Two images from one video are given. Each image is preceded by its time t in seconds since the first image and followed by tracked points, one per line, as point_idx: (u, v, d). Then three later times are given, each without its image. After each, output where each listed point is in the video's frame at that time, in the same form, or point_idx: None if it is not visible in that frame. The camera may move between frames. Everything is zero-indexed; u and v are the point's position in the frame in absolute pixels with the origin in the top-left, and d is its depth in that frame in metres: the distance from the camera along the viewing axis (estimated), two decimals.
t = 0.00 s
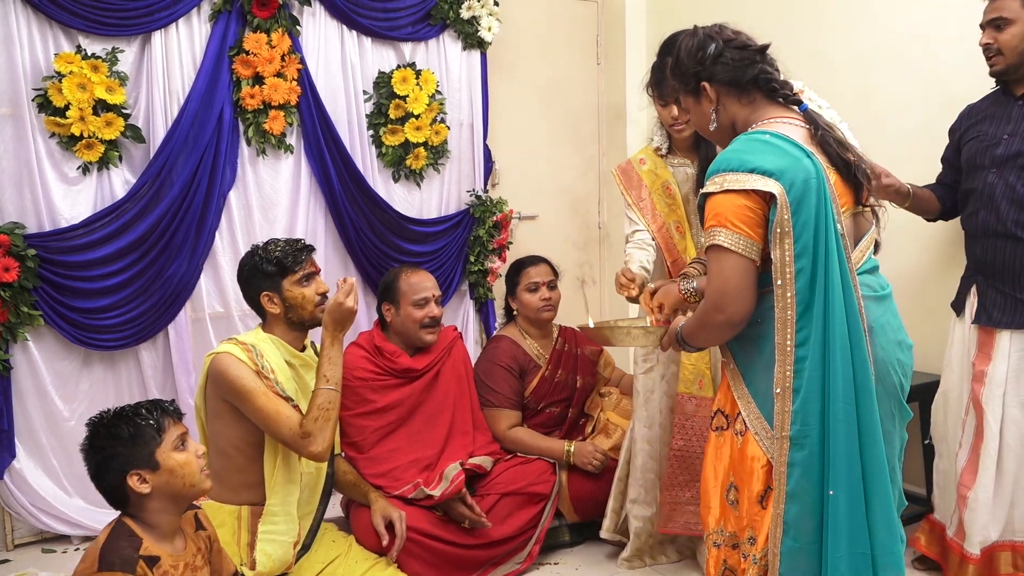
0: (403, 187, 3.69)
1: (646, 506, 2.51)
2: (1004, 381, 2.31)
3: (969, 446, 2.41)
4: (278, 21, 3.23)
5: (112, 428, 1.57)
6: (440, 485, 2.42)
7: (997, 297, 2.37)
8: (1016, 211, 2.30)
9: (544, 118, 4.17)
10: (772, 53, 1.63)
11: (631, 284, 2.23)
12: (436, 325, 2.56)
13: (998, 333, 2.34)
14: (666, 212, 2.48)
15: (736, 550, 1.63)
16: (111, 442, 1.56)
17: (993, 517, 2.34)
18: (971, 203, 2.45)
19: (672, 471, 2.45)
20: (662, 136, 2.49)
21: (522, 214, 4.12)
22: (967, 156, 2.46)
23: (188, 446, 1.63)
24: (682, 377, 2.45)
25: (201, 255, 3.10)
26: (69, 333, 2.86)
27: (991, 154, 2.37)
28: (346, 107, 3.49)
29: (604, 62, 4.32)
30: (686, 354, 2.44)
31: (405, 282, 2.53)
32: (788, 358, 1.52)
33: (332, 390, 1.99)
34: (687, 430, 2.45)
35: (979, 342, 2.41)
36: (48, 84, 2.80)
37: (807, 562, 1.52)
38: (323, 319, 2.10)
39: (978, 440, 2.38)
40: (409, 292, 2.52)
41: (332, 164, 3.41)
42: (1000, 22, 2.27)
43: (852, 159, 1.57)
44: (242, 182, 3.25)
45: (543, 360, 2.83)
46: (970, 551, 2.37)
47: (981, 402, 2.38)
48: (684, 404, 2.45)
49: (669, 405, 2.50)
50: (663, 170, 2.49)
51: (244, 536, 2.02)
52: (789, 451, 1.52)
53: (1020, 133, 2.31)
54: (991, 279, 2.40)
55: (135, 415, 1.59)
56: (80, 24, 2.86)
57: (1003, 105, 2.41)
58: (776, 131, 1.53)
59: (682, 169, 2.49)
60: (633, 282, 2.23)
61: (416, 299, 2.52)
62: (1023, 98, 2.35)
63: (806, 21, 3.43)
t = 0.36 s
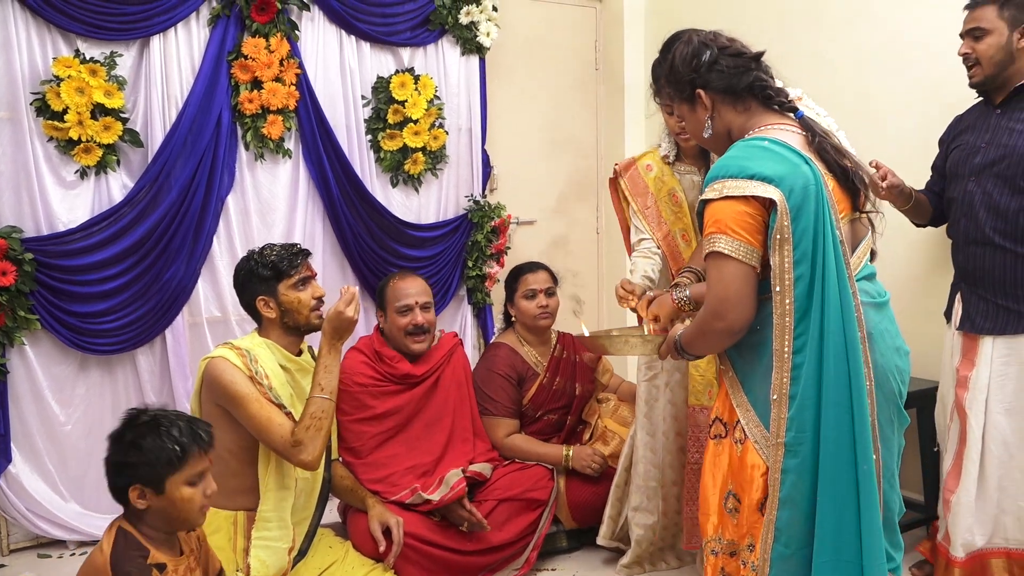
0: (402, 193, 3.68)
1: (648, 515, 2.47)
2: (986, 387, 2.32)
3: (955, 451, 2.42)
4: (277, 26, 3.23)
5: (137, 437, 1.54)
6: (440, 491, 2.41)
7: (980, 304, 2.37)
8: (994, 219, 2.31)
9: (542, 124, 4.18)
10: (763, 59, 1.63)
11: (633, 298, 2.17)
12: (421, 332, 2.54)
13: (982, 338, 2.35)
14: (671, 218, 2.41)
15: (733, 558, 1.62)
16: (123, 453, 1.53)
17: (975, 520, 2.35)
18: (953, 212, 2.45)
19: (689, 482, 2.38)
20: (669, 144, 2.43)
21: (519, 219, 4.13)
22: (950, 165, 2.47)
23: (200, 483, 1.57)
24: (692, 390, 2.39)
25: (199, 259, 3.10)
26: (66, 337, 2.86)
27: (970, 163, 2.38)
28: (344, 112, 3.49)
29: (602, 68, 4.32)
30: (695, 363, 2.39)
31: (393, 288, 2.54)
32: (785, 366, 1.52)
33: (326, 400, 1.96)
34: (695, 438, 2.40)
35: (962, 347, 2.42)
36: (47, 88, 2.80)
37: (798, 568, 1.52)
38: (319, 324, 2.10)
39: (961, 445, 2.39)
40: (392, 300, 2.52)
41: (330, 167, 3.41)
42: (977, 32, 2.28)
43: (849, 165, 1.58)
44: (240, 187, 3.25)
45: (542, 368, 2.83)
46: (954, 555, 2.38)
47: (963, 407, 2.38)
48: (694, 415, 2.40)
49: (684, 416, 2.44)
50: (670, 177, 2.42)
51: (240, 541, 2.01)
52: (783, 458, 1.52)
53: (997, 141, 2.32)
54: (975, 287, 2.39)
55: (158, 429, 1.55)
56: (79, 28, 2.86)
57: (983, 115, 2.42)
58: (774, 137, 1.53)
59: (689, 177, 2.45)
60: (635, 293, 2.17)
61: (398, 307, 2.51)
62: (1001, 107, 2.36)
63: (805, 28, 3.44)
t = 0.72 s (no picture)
0: (400, 196, 3.68)
1: (646, 516, 2.45)
2: (977, 391, 2.32)
3: (944, 455, 2.41)
4: (276, 29, 3.23)
5: (219, 458, 1.53)
6: (436, 487, 2.41)
7: (970, 309, 2.37)
8: (980, 228, 2.32)
9: (541, 127, 4.18)
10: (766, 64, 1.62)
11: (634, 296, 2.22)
12: (413, 338, 2.54)
13: (972, 343, 2.35)
14: (672, 221, 2.39)
15: (728, 562, 1.61)
16: (192, 479, 1.50)
17: (965, 522, 2.34)
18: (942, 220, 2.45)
19: (670, 489, 2.37)
20: (676, 149, 2.37)
21: (518, 222, 4.13)
22: (937, 175, 2.47)
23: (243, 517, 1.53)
24: (675, 396, 2.36)
25: (197, 262, 3.09)
26: (63, 340, 2.85)
27: (957, 172, 2.38)
28: (343, 115, 3.50)
29: (601, 72, 4.32)
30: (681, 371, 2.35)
31: (388, 291, 2.54)
32: (777, 369, 1.52)
33: (324, 404, 1.96)
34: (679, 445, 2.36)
35: (954, 353, 2.42)
36: (45, 91, 2.80)
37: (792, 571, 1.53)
38: (316, 326, 2.09)
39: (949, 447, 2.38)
40: (386, 304, 2.53)
41: (328, 169, 3.41)
42: (960, 43, 2.29)
43: (846, 171, 1.58)
44: (238, 190, 3.25)
45: (537, 372, 2.81)
46: (943, 556, 2.36)
47: (952, 411, 2.38)
48: (683, 422, 2.36)
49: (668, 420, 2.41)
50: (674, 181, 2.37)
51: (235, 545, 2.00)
52: (775, 461, 1.52)
53: (982, 150, 2.32)
54: (965, 294, 2.38)
55: (239, 457, 1.56)
56: (79, 31, 2.87)
57: (968, 123, 2.41)
58: (771, 141, 1.53)
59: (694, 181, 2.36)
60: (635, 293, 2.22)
61: (390, 312, 2.51)
62: (984, 116, 2.36)
63: (803, 33, 3.44)
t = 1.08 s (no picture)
0: (398, 202, 3.68)
1: (639, 520, 2.43)
2: (978, 398, 2.32)
3: (948, 463, 2.40)
4: (274, 35, 3.23)
5: (221, 458, 1.53)
6: (434, 495, 2.40)
7: (969, 315, 2.37)
8: (983, 235, 2.31)
9: (538, 132, 4.18)
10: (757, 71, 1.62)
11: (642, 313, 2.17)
12: (411, 344, 2.54)
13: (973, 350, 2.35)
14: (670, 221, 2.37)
15: (724, 569, 1.60)
16: (200, 482, 1.50)
17: (967, 529, 2.34)
18: (937, 225, 2.45)
19: (653, 490, 2.32)
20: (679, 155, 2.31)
21: (516, 228, 4.13)
22: (929, 180, 2.46)
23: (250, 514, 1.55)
24: (656, 393, 2.31)
25: (195, 267, 3.09)
26: (60, 346, 2.85)
27: (954, 178, 2.38)
28: (340, 120, 3.50)
29: (599, 77, 4.33)
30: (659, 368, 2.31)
31: (388, 298, 2.53)
32: (770, 374, 1.52)
33: (321, 425, 1.92)
34: (667, 443, 2.28)
35: (954, 360, 2.41)
36: (42, 96, 2.80)
37: None
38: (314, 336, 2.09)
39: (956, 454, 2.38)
40: (386, 309, 2.53)
41: (325, 174, 3.41)
42: (962, 48, 2.27)
43: (840, 175, 1.57)
44: (236, 195, 3.25)
45: (532, 379, 2.81)
46: (944, 563, 2.36)
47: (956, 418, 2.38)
48: (664, 423, 2.30)
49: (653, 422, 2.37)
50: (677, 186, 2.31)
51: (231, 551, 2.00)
52: (769, 465, 1.52)
53: (982, 155, 2.32)
54: (964, 299, 2.39)
55: (242, 453, 1.56)
56: (76, 36, 2.87)
57: (961, 127, 2.41)
58: (764, 147, 1.53)
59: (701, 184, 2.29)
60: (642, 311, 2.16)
61: (390, 317, 2.51)
62: (979, 121, 2.36)
63: (799, 39, 3.45)
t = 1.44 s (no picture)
0: (397, 204, 3.69)
1: (638, 524, 2.42)
2: (992, 407, 2.32)
3: (955, 473, 2.40)
4: (272, 38, 3.24)
5: (187, 449, 1.54)
6: (432, 505, 2.41)
7: (979, 322, 2.36)
8: (1002, 239, 2.32)
9: (537, 135, 4.18)
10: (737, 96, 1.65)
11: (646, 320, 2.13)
12: (413, 339, 2.55)
13: (981, 356, 2.35)
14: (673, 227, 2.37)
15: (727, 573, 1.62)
16: (168, 476, 1.51)
17: (986, 542, 2.33)
18: (938, 230, 2.45)
19: (651, 492, 2.31)
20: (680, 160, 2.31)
21: (514, 231, 4.13)
22: (932, 182, 2.46)
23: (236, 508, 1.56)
24: (656, 397, 2.32)
25: (193, 270, 3.09)
26: (58, 347, 2.85)
27: (965, 181, 2.38)
28: (338, 122, 3.50)
29: (597, 80, 4.33)
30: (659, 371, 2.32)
31: (388, 294, 2.56)
32: (767, 367, 1.52)
33: (332, 425, 1.95)
34: (666, 446, 2.28)
35: (961, 368, 2.40)
36: (41, 98, 2.80)
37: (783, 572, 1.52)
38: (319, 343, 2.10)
39: (966, 462, 2.37)
40: (386, 304, 2.54)
41: (324, 177, 3.41)
42: (1005, 40, 2.23)
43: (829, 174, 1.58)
44: (234, 197, 3.25)
45: (532, 382, 2.83)
46: None
47: (967, 430, 2.37)
48: (663, 425, 2.31)
49: (652, 426, 2.37)
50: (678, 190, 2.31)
51: (231, 555, 2.00)
52: (766, 458, 1.52)
53: (994, 158, 2.33)
54: (967, 304, 2.39)
55: (206, 442, 1.56)
56: (74, 38, 2.87)
57: (965, 130, 2.41)
58: (749, 153, 1.56)
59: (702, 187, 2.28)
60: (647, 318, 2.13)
61: (390, 311, 2.52)
62: (984, 123, 2.37)
63: (797, 43, 3.46)
